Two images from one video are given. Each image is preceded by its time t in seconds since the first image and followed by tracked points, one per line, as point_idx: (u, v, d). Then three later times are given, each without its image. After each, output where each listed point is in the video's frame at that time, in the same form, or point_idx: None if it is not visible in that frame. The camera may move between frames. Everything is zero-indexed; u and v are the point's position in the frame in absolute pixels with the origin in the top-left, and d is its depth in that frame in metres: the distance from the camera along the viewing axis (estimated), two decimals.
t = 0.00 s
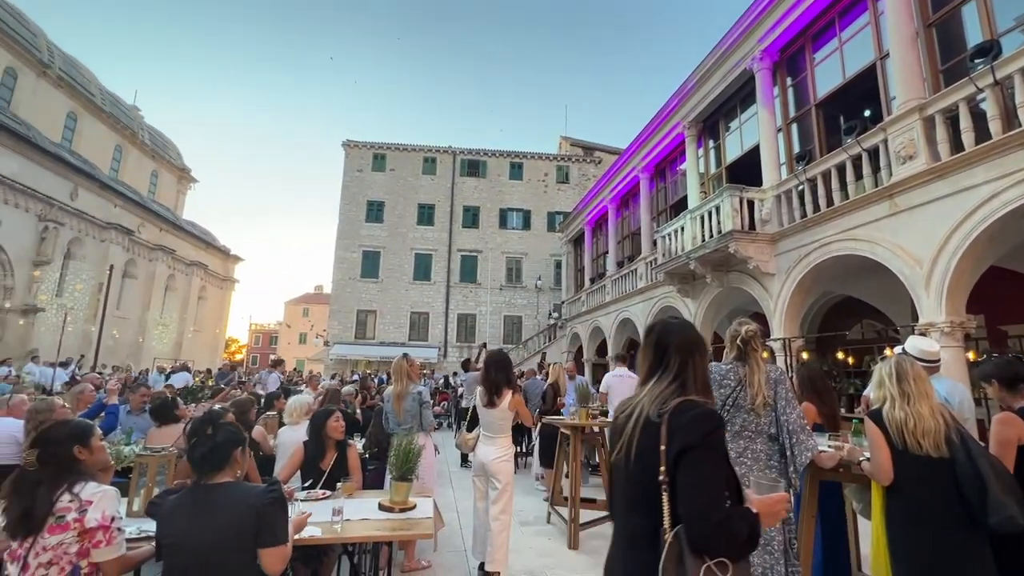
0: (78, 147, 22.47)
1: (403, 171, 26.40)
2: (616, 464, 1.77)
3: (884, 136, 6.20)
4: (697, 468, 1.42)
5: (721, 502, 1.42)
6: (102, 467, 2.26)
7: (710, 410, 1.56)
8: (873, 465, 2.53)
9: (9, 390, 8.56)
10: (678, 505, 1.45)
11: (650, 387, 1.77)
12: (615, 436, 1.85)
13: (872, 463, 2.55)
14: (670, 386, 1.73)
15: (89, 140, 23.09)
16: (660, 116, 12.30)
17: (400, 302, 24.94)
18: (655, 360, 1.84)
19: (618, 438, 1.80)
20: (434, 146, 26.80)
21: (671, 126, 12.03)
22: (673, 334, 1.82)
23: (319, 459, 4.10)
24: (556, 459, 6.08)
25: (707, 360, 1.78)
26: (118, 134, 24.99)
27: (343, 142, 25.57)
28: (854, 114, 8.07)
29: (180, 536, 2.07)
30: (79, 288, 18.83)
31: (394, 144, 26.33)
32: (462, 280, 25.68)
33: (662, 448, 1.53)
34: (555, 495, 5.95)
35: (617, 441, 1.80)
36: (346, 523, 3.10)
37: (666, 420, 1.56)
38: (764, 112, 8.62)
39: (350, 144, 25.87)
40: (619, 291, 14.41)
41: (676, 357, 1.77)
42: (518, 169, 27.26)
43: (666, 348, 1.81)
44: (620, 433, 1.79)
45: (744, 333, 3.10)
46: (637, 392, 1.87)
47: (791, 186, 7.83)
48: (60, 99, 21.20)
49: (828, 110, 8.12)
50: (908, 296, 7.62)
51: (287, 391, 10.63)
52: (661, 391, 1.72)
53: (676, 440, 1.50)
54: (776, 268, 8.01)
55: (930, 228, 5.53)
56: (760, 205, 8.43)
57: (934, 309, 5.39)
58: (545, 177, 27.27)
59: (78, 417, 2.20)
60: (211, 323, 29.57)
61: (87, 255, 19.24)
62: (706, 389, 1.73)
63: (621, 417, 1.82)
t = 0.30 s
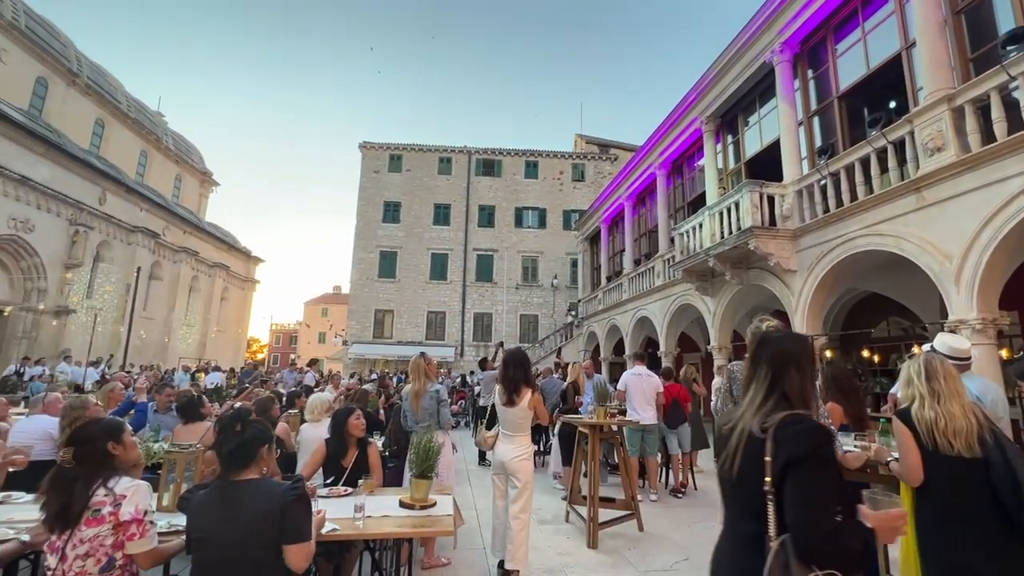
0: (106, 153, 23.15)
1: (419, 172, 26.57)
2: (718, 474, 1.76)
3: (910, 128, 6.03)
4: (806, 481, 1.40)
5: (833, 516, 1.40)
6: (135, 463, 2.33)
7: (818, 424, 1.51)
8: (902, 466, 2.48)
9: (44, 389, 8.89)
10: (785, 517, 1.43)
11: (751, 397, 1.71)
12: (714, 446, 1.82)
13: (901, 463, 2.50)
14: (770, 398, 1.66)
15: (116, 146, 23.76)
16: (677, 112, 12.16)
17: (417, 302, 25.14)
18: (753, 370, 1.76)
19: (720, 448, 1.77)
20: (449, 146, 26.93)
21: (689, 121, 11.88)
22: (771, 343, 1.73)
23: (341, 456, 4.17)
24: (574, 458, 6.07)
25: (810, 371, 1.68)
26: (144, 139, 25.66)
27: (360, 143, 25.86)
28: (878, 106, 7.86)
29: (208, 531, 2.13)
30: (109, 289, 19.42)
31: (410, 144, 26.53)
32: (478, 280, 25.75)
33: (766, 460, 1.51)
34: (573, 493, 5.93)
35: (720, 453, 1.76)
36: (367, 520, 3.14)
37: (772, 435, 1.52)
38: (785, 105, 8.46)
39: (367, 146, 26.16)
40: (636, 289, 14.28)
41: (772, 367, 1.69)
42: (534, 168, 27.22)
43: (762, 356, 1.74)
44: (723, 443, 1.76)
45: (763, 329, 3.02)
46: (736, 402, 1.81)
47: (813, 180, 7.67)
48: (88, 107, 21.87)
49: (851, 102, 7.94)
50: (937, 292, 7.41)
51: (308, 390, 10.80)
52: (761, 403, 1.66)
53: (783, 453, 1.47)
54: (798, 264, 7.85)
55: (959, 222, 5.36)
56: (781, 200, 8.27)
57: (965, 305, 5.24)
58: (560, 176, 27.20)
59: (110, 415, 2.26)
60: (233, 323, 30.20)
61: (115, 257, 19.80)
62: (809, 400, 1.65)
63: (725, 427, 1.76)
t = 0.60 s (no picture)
0: (131, 158, 23.77)
1: (433, 172, 26.72)
2: (852, 463, 1.76)
3: (937, 118, 5.88)
4: (969, 472, 1.37)
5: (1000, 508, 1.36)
6: (164, 459, 2.39)
7: (974, 413, 1.47)
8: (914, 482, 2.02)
9: (75, 388, 9.18)
10: (944, 506, 1.41)
11: (884, 384, 1.70)
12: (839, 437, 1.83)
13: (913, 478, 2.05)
14: (909, 386, 1.64)
15: (140, 151, 24.37)
16: (694, 107, 12.01)
17: (433, 301, 25.29)
18: (878, 357, 1.76)
19: (850, 441, 1.76)
20: (464, 146, 27.01)
21: (706, 116, 11.72)
22: (897, 330, 1.73)
23: (361, 454, 4.22)
24: (591, 457, 6.05)
25: (949, 356, 1.65)
26: (167, 144, 26.27)
27: (375, 144, 26.08)
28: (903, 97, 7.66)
29: (235, 525, 2.18)
30: (135, 291, 19.95)
31: (425, 145, 26.69)
32: (493, 279, 25.78)
33: (917, 450, 1.49)
34: (591, 492, 5.91)
35: (853, 442, 1.75)
36: (388, 516, 3.18)
37: (920, 425, 1.51)
38: (805, 98, 8.31)
39: (382, 147, 26.39)
40: (653, 287, 14.16)
41: (902, 353, 1.69)
42: (548, 166, 27.15)
43: (889, 345, 1.74)
44: (853, 436, 1.75)
45: (787, 327, 3.04)
46: (867, 392, 1.80)
47: (835, 174, 7.51)
48: (113, 113, 22.44)
49: (874, 94, 7.75)
50: (966, 288, 7.21)
51: (327, 388, 10.96)
52: (899, 391, 1.65)
53: (935, 445, 1.45)
54: (820, 261, 7.71)
55: (989, 215, 5.20)
56: (801, 195, 8.13)
57: (995, 301, 5.09)
58: (575, 174, 27.07)
59: (139, 413, 2.31)
60: (254, 323, 30.76)
61: (140, 260, 20.29)
62: (952, 384, 1.61)
63: (855, 418, 1.76)
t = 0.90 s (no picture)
0: (152, 162, 24.31)
1: (447, 172, 26.82)
2: (973, 476, 1.77)
3: (964, 109, 5.71)
4: None
5: None
6: (188, 456, 2.45)
7: None
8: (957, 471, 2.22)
9: (102, 387, 9.43)
10: None
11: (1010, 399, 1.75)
12: (960, 453, 1.83)
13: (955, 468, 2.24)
14: None
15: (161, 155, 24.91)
16: (709, 103, 11.86)
17: (448, 300, 25.41)
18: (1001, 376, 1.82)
19: (976, 455, 1.76)
20: (477, 145, 27.06)
21: (722, 112, 11.56)
22: None
23: (379, 452, 4.26)
24: (608, 455, 6.02)
25: None
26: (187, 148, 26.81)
27: (389, 145, 26.28)
28: (927, 88, 7.46)
29: (257, 520, 2.22)
30: (157, 292, 20.42)
31: (439, 145, 26.81)
32: (507, 278, 25.78)
33: None
34: (607, 491, 5.88)
35: (975, 455, 1.77)
36: (405, 514, 3.20)
37: None
38: (824, 91, 8.14)
39: (396, 147, 26.58)
40: (668, 284, 14.03)
41: None
42: (562, 164, 27.03)
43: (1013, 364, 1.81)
44: (980, 448, 1.76)
45: (812, 324, 3.01)
46: (983, 409, 1.85)
47: (855, 168, 7.35)
48: (135, 118, 22.96)
49: (896, 85, 7.57)
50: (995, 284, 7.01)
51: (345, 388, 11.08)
52: None
53: None
54: (840, 257, 7.56)
55: (1018, 209, 5.04)
56: (821, 190, 7.97)
57: None
58: (589, 171, 26.91)
59: (163, 411, 2.37)
60: (272, 323, 31.26)
61: (163, 261, 20.74)
62: None
63: (981, 432, 1.77)
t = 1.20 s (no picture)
0: (172, 166, 24.82)
1: (460, 171, 26.90)
2: None
3: (989, 100, 5.55)
4: None
5: None
6: (210, 453, 2.51)
7: None
8: (990, 467, 2.32)
9: (125, 386, 9.66)
10: None
11: None
12: None
13: (987, 465, 2.34)
14: None
15: (180, 159, 25.39)
16: (725, 97, 11.70)
17: (461, 299, 25.51)
18: None
19: None
20: (489, 144, 27.09)
21: (737, 107, 11.41)
22: None
23: (396, 450, 4.30)
24: (623, 454, 5.99)
25: None
26: (205, 151, 27.31)
27: (403, 145, 26.44)
28: (951, 79, 7.26)
29: (278, 516, 2.26)
30: (178, 292, 20.85)
31: (451, 144, 26.90)
32: (520, 276, 25.77)
33: None
34: (623, 490, 5.86)
35: None
36: (422, 511, 3.22)
37: None
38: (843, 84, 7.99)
39: (410, 147, 26.73)
40: (683, 282, 13.89)
41: None
42: (574, 162, 26.93)
43: None
44: None
45: (834, 321, 2.96)
46: None
47: (876, 162, 7.20)
48: (156, 123, 23.46)
49: (918, 76, 7.39)
50: None
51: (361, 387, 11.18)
52: None
53: None
54: (861, 253, 7.41)
55: None
56: (839, 184, 7.82)
57: None
58: (602, 169, 26.76)
59: (186, 410, 2.42)
60: (289, 323, 31.70)
61: (183, 263, 21.16)
62: None
63: None
